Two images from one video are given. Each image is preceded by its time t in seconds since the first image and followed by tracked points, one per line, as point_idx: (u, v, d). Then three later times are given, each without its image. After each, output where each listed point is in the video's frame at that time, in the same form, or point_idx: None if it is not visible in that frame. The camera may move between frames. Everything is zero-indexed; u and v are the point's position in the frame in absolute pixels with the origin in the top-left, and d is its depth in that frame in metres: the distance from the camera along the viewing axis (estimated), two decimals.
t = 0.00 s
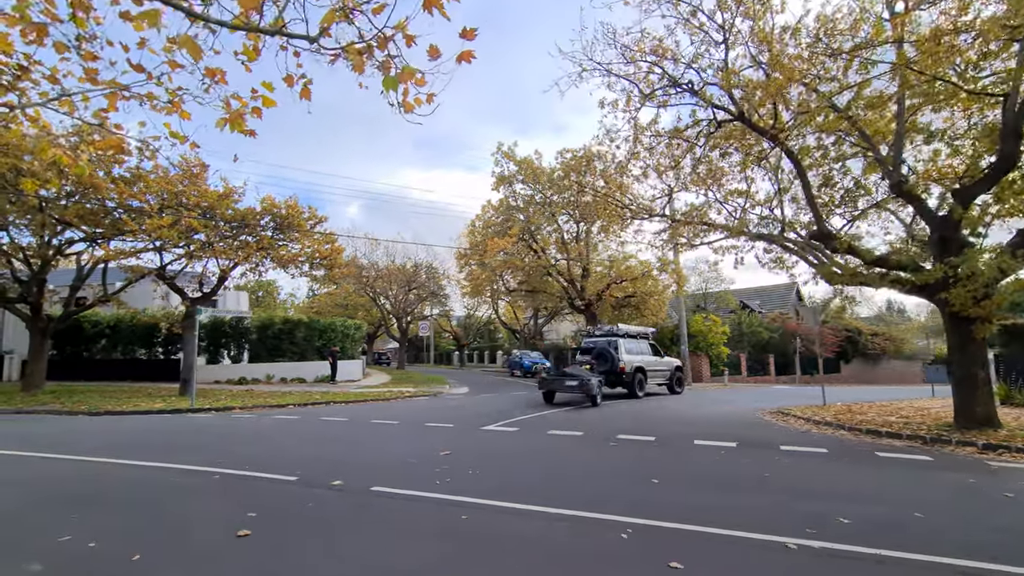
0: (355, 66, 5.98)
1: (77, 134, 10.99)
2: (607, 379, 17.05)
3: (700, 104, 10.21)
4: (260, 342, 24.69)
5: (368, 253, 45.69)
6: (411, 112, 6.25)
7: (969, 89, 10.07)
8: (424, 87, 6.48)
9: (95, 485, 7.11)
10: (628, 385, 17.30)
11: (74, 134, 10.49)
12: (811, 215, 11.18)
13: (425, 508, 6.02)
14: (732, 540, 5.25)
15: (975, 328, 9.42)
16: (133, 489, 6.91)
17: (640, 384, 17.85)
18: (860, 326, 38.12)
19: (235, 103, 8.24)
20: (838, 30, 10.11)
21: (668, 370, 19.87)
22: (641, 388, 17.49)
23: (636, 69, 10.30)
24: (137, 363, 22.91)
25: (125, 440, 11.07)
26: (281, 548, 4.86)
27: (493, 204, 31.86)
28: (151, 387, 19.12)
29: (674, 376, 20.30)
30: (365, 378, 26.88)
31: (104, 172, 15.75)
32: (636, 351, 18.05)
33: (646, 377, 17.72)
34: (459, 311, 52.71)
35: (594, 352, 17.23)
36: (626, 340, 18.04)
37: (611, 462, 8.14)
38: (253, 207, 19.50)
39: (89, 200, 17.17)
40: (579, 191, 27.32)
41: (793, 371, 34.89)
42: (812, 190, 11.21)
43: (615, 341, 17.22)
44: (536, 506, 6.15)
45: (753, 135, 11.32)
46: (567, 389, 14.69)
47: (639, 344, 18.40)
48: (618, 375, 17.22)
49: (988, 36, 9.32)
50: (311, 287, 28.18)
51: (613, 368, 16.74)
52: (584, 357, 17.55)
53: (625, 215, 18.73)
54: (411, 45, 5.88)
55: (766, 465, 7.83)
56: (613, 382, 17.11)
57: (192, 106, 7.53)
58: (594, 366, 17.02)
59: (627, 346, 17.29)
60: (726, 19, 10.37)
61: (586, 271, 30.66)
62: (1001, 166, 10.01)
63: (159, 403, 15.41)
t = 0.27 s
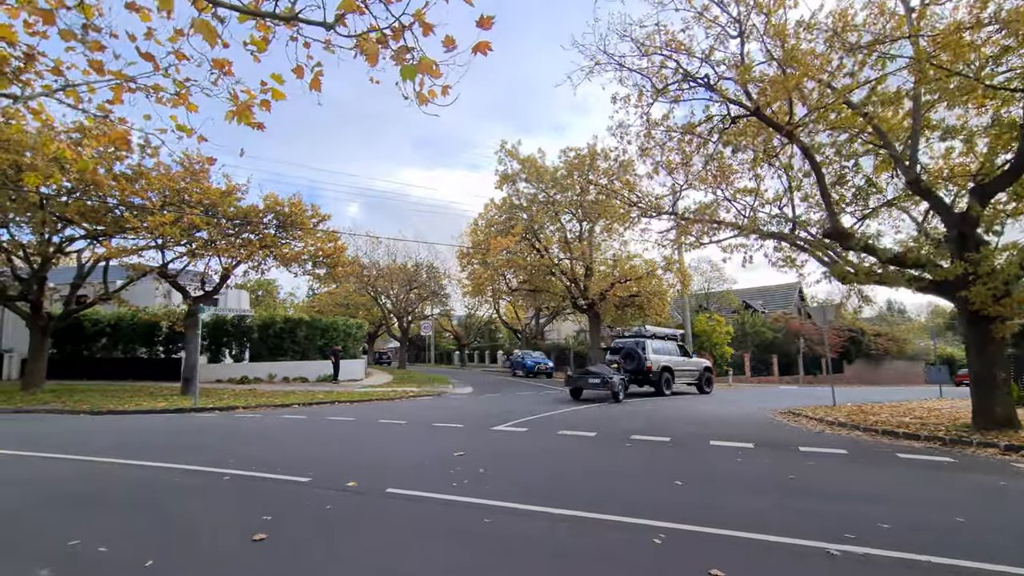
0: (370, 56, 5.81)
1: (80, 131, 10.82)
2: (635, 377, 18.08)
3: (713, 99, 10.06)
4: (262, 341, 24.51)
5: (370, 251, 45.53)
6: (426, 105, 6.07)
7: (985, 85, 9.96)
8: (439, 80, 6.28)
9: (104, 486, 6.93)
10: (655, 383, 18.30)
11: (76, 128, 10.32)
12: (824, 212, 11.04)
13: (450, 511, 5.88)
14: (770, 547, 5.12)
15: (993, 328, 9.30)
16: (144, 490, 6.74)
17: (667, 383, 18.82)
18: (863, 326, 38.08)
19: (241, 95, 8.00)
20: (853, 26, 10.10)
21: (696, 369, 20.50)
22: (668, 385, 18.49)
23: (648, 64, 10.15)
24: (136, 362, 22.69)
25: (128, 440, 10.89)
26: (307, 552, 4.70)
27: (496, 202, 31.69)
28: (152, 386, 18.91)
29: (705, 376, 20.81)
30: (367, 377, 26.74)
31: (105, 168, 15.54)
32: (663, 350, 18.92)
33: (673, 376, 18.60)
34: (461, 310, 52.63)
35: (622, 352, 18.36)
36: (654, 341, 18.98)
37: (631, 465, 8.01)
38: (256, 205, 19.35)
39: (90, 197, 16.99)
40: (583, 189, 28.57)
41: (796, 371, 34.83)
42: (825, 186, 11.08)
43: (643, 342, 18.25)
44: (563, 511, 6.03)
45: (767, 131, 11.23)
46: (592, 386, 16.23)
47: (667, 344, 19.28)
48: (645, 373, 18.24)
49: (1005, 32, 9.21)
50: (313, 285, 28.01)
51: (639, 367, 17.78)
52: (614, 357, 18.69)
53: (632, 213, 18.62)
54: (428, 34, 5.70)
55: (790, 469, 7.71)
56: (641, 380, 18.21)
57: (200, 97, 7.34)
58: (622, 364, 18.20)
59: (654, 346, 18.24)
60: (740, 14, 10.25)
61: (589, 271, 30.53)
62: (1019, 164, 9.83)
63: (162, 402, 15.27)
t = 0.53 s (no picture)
0: (386, 43, 5.55)
1: (78, 125, 10.57)
2: (663, 376, 18.74)
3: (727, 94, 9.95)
4: (262, 340, 24.24)
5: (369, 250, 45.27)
6: (443, 96, 5.86)
7: (1006, 81, 9.81)
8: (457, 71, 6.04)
9: (110, 487, 6.68)
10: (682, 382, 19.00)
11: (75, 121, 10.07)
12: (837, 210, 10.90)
13: (472, 513, 5.70)
14: (810, 552, 4.96)
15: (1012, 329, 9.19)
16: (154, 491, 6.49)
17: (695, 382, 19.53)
18: (864, 326, 38.08)
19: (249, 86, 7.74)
20: (870, 21, 9.98)
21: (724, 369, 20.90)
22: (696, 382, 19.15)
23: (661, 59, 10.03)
24: (134, 360, 22.41)
25: (130, 439, 10.67)
26: (331, 556, 4.49)
27: (497, 201, 31.51)
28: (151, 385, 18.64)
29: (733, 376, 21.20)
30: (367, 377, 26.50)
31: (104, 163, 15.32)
32: (690, 351, 19.42)
33: (700, 375, 19.25)
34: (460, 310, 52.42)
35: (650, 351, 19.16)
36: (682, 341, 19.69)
37: (652, 467, 7.85)
38: (257, 202, 19.09)
39: (89, 193, 16.75)
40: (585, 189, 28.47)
41: (797, 371, 34.78)
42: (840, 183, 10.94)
43: (670, 342, 18.99)
44: (588, 512, 5.86)
45: (782, 126, 11.08)
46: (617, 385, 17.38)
47: (695, 345, 19.95)
48: (673, 373, 18.87)
49: None
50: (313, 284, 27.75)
51: (666, 367, 18.57)
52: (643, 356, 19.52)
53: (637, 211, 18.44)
54: (448, 22, 5.46)
55: (814, 471, 7.56)
56: (669, 380, 18.81)
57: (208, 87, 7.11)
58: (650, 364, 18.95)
59: (681, 346, 18.92)
60: (755, 8, 10.11)
61: (591, 270, 30.38)
62: None
63: (162, 401, 15.03)
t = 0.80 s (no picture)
0: (404, 34, 5.38)
1: (77, 120, 10.31)
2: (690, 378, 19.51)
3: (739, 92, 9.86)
4: (261, 339, 23.99)
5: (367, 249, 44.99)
6: (461, 90, 5.70)
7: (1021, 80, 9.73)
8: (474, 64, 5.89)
9: (117, 490, 6.44)
10: (709, 383, 19.74)
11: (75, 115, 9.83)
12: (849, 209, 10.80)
13: (493, 517, 5.55)
14: (855, 560, 4.79)
15: None
16: (164, 494, 6.25)
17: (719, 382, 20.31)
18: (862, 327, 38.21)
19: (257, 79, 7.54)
20: (886, 18, 9.90)
21: (749, 370, 21.46)
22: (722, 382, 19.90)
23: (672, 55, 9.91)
24: (131, 359, 22.11)
25: (130, 439, 10.45)
26: (361, 565, 4.28)
27: (497, 200, 31.36)
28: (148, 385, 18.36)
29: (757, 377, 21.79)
30: (366, 377, 26.28)
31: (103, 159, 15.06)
32: (717, 354, 20.15)
33: (726, 376, 19.93)
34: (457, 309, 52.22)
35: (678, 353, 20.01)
36: (708, 343, 20.43)
37: (673, 470, 7.69)
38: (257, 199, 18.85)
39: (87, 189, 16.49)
40: (586, 188, 29.11)
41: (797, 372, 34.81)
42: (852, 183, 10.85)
43: (697, 345, 19.76)
44: (611, 517, 5.72)
45: (795, 125, 11.00)
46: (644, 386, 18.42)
47: (720, 347, 20.69)
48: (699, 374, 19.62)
49: None
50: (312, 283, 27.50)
51: (693, 369, 19.36)
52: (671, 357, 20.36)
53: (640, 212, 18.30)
54: (471, 13, 5.29)
55: (839, 474, 7.43)
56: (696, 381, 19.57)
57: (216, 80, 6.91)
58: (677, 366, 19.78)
59: (708, 349, 19.65)
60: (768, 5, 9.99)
61: (592, 269, 30.31)
62: None
63: (161, 401, 14.80)
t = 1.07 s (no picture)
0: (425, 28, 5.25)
1: (78, 115, 10.09)
2: (715, 378, 20.06)
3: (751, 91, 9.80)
4: (260, 339, 23.79)
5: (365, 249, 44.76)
6: (484, 84, 5.60)
7: None
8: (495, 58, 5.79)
9: (126, 493, 6.20)
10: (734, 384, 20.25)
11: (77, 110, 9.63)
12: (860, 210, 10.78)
13: (517, 520, 5.44)
14: (900, 565, 4.64)
15: None
16: (175, 497, 6.03)
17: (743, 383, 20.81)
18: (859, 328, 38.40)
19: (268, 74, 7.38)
20: (898, 18, 9.86)
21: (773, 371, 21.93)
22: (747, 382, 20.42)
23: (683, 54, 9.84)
24: (127, 359, 21.84)
25: (133, 440, 10.25)
26: (393, 574, 4.07)
27: (497, 200, 31.26)
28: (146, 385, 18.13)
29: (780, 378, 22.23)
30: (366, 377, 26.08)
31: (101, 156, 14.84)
32: (741, 355, 20.68)
33: (750, 377, 20.39)
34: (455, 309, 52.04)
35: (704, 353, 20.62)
36: (733, 345, 20.99)
37: (695, 472, 7.56)
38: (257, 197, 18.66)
39: (85, 186, 16.25)
40: (586, 188, 29.31)
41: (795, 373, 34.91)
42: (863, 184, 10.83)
43: (723, 346, 20.30)
44: (636, 519, 5.62)
45: (807, 124, 10.94)
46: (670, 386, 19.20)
47: (743, 349, 21.18)
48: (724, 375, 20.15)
49: None
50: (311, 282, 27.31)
51: (719, 369, 19.91)
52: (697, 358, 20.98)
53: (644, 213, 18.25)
54: (497, 5, 5.20)
55: (858, 476, 7.37)
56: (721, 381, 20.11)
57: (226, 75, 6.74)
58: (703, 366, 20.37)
59: (733, 351, 20.16)
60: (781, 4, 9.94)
61: (592, 270, 30.27)
62: None
63: (162, 401, 14.60)
